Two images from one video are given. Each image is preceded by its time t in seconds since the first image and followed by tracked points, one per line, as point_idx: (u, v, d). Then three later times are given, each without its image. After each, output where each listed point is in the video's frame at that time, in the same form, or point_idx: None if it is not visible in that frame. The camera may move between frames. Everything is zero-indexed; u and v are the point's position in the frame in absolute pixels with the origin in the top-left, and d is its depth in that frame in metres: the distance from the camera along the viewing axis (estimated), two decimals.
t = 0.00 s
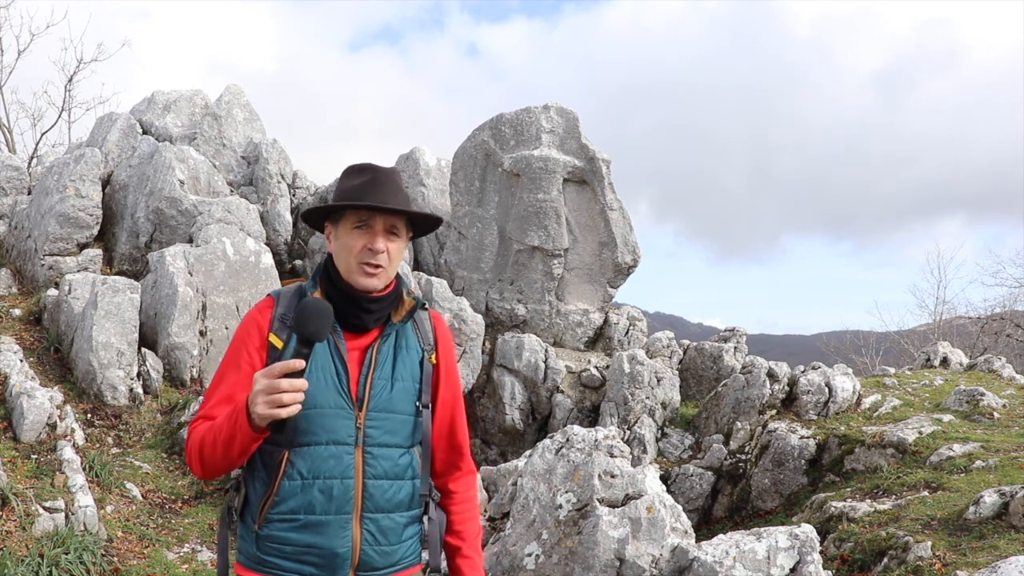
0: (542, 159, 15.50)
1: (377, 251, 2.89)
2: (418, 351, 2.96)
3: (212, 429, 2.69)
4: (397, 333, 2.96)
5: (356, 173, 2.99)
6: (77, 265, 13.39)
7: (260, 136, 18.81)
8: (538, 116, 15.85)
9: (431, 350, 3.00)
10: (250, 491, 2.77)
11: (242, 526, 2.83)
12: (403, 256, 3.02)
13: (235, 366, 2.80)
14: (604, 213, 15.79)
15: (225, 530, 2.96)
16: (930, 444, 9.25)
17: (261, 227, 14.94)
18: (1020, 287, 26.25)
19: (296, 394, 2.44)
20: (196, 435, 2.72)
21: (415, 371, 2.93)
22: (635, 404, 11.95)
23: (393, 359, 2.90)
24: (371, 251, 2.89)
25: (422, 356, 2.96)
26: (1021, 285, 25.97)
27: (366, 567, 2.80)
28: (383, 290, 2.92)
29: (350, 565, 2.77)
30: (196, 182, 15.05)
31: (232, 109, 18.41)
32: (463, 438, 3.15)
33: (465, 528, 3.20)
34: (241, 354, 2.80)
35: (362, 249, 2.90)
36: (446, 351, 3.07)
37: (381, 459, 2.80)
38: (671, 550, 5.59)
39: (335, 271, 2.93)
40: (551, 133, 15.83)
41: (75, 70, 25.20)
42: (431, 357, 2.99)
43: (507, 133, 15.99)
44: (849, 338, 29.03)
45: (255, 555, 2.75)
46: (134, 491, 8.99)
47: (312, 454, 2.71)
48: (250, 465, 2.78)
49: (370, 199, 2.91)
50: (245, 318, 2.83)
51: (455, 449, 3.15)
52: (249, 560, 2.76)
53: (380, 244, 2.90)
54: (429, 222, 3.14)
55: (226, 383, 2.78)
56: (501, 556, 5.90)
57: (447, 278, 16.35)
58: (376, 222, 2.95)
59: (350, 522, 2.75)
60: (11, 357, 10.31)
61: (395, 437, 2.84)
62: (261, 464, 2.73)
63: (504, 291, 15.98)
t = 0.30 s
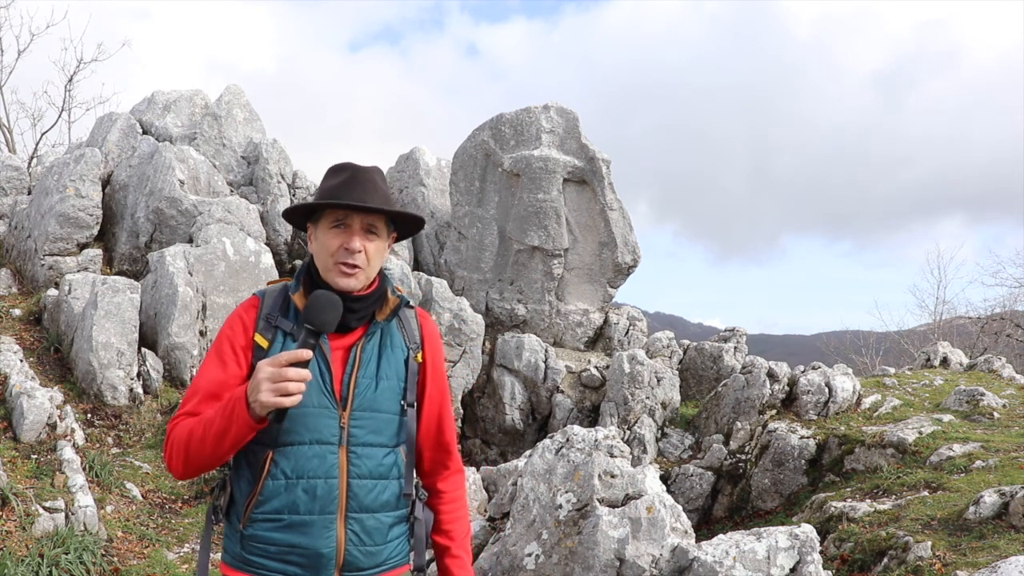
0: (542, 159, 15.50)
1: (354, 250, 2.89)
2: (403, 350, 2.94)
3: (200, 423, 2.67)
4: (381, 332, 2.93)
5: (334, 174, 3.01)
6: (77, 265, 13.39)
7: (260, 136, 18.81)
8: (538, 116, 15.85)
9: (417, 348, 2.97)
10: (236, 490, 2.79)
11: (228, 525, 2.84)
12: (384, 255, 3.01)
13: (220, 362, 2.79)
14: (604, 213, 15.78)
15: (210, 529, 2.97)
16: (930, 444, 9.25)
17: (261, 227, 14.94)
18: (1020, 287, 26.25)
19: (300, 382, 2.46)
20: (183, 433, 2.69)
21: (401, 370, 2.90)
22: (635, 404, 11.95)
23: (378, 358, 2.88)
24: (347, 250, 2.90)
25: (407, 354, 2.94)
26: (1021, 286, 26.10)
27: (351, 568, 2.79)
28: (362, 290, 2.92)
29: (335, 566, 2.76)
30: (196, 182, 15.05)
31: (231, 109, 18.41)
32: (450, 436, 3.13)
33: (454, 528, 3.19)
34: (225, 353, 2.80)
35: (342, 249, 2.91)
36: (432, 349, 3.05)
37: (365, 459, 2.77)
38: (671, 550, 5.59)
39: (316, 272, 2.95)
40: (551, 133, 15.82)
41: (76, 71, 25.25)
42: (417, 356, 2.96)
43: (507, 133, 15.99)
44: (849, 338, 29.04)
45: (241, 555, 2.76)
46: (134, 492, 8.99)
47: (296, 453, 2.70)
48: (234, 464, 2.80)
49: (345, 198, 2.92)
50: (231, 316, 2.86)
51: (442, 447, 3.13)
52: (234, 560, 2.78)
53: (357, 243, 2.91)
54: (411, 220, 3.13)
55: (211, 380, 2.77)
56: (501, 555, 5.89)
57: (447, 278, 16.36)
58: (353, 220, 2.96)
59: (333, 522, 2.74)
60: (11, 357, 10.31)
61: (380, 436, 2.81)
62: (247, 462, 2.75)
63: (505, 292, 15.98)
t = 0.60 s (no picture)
0: (542, 159, 15.50)
1: (355, 245, 2.91)
2: (408, 348, 2.91)
3: (214, 428, 2.68)
4: (385, 330, 2.92)
5: (333, 172, 3.04)
6: (77, 265, 13.40)
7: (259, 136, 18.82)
8: (538, 116, 15.85)
9: (423, 347, 2.95)
10: (241, 487, 2.80)
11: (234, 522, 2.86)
12: (387, 250, 3.02)
13: (228, 364, 2.82)
14: (604, 213, 15.78)
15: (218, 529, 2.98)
16: (930, 444, 9.26)
17: (261, 227, 14.94)
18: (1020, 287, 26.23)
19: (301, 390, 2.46)
20: (197, 438, 2.71)
21: (406, 368, 2.88)
22: (635, 404, 11.95)
23: (381, 355, 2.86)
24: (348, 245, 2.92)
25: (412, 353, 2.91)
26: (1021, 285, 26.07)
27: (353, 567, 2.75)
28: (366, 286, 2.93)
29: (336, 565, 2.73)
30: (196, 182, 15.05)
31: (231, 109, 18.42)
32: (458, 438, 3.12)
33: (461, 534, 3.16)
34: (234, 356, 2.83)
35: (343, 244, 2.92)
36: (439, 349, 3.04)
37: (367, 456, 2.75)
38: (671, 550, 5.59)
39: (318, 269, 2.97)
40: (551, 133, 15.82)
41: (76, 72, 25.31)
42: (423, 355, 2.94)
43: (507, 133, 15.99)
44: (849, 338, 29.03)
45: (244, 552, 2.78)
46: (134, 491, 8.99)
47: (297, 449, 2.71)
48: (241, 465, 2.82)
49: (344, 194, 2.94)
50: (239, 317, 2.89)
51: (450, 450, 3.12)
52: (239, 557, 2.79)
53: (357, 238, 2.93)
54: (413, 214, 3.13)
55: (223, 384, 2.80)
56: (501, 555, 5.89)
57: (447, 278, 16.36)
58: (353, 216, 2.97)
59: (334, 519, 2.71)
60: (11, 357, 10.32)
61: (382, 434, 2.78)
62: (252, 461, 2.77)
63: (505, 292, 15.98)
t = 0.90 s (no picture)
0: (542, 159, 15.50)
1: (374, 247, 2.92)
2: (426, 350, 2.90)
3: (238, 435, 2.80)
4: (404, 331, 2.92)
5: (351, 179, 3.07)
6: (77, 265, 13.40)
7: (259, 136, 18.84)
8: (538, 116, 15.84)
9: (442, 349, 2.93)
10: (263, 488, 2.87)
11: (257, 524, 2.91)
12: (405, 252, 3.03)
13: (251, 370, 2.90)
14: (604, 213, 15.77)
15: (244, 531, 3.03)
16: (930, 444, 9.26)
17: (261, 227, 14.95)
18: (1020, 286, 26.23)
19: (306, 411, 2.55)
20: (222, 443, 2.84)
21: (424, 368, 2.87)
22: (635, 404, 11.94)
23: (399, 356, 2.86)
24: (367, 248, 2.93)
25: (431, 354, 2.90)
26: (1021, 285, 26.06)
27: (370, 566, 2.73)
28: (385, 288, 2.93)
29: (353, 563, 2.72)
30: (196, 182, 15.05)
31: (231, 109, 18.43)
32: (480, 441, 3.05)
33: (485, 539, 3.07)
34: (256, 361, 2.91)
35: (362, 248, 2.93)
36: (461, 352, 3.01)
37: (383, 455, 2.74)
38: (671, 550, 5.59)
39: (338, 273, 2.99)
40: (551, 133, 15.82)
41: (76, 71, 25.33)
42: (442, 356, 2.92)
43: (507, 133, 15.99)
44: (849, 338, 29.04)
45: (265, 550, 2.82)
46: (134, 491, 8.99)
47: (315, 448, 2.74)
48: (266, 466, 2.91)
49: (362, 198, 2.96)
50: (263, 325, 2.97)
51: (472, 453, 3.06)
52: (260, 555, 2.82)
53: (376, 240, 2.94)
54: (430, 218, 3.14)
55: (247, 390, 2.90)
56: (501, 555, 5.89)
57: (447, 278, 16.36)
58: (371, 220, 2.99)
59: (351, 516, 2.71)
60: (12, 357, 10.32)
61: (399, 433, 2.77)
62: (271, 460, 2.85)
63: (505, 291, 15.98)
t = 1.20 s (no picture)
0: (542, 159, 15.51)
1: (395, 254, 2.97)
2: (448, 354, 2.95)
3: (269, 442, 2.98)
4: (426, 336, 2.97)
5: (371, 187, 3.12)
6: (77, 265, 13.40)
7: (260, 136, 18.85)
8: (538, 116, 15.84)
9: (464, 354, 2.97)
10: (291, 491, 2.97)
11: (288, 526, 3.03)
12: (426, 258, 3.07)
13: (280, 378, 3.04)
14: (604, 213, 15.77)
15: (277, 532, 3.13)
16: (930, 444, 9.27)
17: (261, 227, 14.95)
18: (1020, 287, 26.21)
19: (318, 423, 2.69)
20: (256, 445, 3.05)
21: (445, 373, 2.91)
22: (635, 404, 11.92)
23: (421, 361, 2.91)
24: (388, 255, 2.98)
25: (453, 359, 2.94)
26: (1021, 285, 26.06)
27: (394, 567, 2.77)
28: (406, 294, 2.98)
29: (378, 564, 2.76)
30: (196, 182, 15.05)
31: (231, 109, 18.43)
32: (505, 444, 3.05)
33: (511, 540, 3.07)
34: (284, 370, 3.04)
35: (384, 254, 2.98)
36: (484, 356, 3.03)
37: (405, 458, 2.78)
38: (671, 550, 5.58)
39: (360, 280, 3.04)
40: (551, 133, 15.82)
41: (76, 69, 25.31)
42: (464, 361, 2.96)
43: (507, 133, 15.99)
44: (849, 338, 29.07)
45: (295, 551, 2.90)
46: (134, 491, 8.99)
47: (340, 452, 2.80)
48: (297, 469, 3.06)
49: (382, 205, 3.01)
50: (291, 333, 3.09)
51: (496, 455, 3.06)
52: (290, 556, 2.91)
53: (397, 247, 2.98)
54: (450, 223, 3.18)
55: (275, 397, 3.04)
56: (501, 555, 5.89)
57: (447, 278, 16.37)
58: (391, 226, 3.04)
59: (375, 519, 2.76)
60: (12, 357, 10.32)
61: (420, 436, 2.81)
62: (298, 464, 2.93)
63: (505, 292, 15.99)
